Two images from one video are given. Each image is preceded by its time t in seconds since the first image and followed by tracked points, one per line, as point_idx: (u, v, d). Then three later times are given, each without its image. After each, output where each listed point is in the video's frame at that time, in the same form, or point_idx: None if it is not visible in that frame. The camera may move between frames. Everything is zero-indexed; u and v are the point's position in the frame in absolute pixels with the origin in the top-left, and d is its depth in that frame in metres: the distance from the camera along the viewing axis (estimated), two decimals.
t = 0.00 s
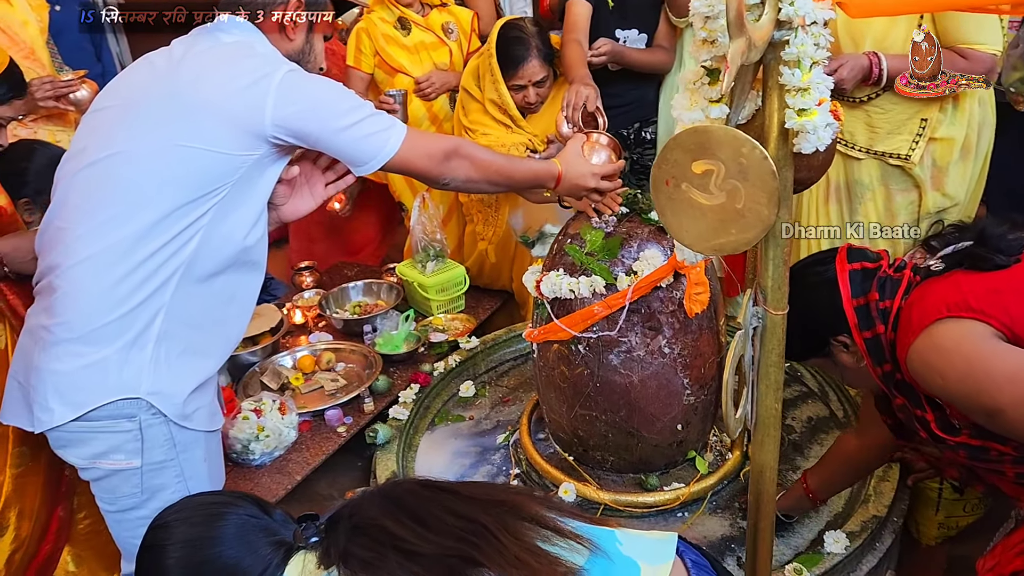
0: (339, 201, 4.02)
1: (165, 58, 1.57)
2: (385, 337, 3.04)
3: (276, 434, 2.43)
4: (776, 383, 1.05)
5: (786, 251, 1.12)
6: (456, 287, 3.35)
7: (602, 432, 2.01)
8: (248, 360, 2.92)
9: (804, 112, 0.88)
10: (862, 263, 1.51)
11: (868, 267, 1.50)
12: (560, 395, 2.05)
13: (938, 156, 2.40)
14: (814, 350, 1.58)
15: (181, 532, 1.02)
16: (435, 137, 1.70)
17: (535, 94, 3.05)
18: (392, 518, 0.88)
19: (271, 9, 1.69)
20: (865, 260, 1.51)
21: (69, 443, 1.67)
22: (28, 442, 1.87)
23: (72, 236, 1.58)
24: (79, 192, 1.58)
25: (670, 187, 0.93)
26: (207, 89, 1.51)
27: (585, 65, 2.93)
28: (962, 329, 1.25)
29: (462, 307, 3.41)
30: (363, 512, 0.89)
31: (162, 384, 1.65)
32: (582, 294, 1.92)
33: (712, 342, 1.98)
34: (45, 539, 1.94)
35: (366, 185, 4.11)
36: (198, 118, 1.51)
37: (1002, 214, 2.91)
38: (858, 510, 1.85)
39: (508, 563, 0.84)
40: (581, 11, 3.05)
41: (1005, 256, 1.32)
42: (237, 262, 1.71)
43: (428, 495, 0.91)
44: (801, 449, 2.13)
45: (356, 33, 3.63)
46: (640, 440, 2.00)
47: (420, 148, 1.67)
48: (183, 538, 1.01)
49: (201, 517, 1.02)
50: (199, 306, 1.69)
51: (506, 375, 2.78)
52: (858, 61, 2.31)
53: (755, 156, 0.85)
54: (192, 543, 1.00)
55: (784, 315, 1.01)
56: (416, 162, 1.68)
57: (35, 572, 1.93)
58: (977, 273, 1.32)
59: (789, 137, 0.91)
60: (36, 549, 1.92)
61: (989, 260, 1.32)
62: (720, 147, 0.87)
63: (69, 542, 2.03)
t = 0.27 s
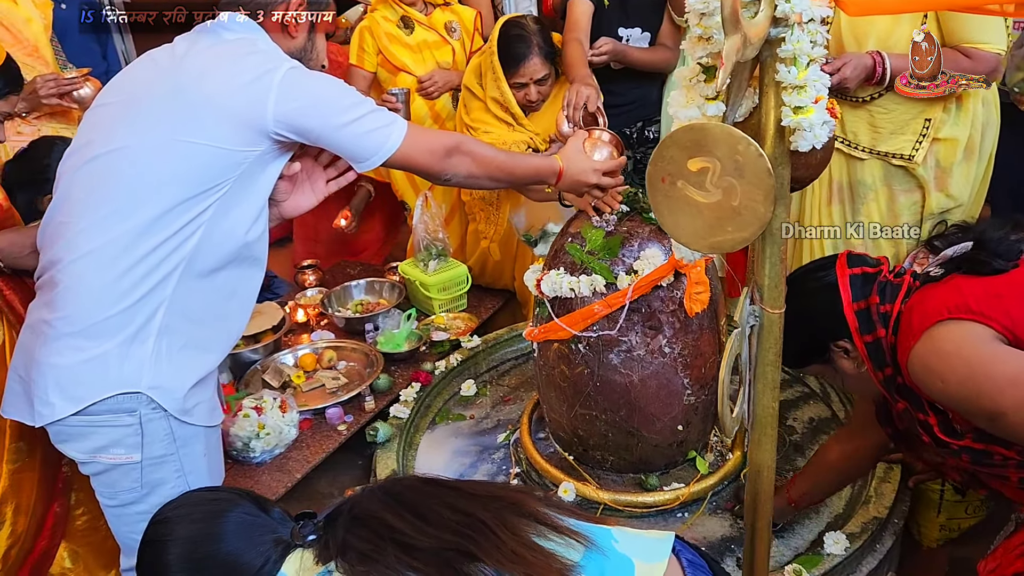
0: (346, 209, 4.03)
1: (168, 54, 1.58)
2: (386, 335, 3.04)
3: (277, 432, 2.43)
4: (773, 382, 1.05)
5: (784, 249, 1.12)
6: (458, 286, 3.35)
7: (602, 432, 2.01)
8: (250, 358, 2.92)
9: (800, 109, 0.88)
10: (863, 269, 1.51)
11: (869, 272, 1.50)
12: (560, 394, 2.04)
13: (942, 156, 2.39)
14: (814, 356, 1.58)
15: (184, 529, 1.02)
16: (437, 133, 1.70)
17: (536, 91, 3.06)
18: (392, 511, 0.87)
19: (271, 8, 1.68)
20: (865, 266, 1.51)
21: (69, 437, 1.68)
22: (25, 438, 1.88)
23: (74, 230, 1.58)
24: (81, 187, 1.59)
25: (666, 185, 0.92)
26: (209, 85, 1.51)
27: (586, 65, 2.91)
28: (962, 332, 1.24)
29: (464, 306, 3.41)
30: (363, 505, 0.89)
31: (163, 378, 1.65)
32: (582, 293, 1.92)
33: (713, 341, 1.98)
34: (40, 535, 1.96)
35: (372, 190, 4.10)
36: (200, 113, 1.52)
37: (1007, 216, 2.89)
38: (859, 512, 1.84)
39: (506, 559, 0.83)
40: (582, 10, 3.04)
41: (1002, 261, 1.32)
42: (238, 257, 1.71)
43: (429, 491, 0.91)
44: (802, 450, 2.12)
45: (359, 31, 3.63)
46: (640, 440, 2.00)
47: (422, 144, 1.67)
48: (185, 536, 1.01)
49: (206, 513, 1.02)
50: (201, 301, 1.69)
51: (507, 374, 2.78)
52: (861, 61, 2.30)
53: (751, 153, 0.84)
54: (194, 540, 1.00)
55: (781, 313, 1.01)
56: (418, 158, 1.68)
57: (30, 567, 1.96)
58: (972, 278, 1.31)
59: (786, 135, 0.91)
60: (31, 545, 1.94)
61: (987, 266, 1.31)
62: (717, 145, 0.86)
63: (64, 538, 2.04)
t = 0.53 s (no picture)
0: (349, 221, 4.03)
1: (167, 54, 1.57)
2: (386, 335, 3.03)
3: (276, 432, 2.43)
4: (769, 384, 1.04)
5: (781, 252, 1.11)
6: (458, 286, 3.34)
7: (600, 433, 2.00)
8: (249, 358, 2.92)
9: (795, 110, 0.87)
10: (860, 275, 1.50)
11: (867, 279, 1.49)
12: (558, 396, 2.04)
13: (943, 157, 2.38)
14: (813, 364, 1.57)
15: (183, 532, 1.00)
16: (436, 131, 1.69)
17: (535, 91, 3.04)
18: (383, 512, 0.87)
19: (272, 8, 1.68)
20: (863, 272, 1.52)
21: (65, 436, 1.67)
22: (20, 437, 1.88)
23: (72, 229, 1.58)
24: (80, 185, 1.58)
25: (660, 185, 0.92)
26: (208, 85, 1.51)
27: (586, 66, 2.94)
28: (958, 336, 1.23)
29: (464, 307, 3.40)
30: (357, 505, 0.89)
31: (159, 378, 1.65)
32: (581, 294, 1.91)
33: (712, 343, 1.97)
34: (36, 534, 1.96)
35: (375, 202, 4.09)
36: (199, 113, 1.51)
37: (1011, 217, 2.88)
38: (858, 514, 1.83)
39: (496, 560, 0.83)
40: (582, 10, 3.06)
41: (999, 267, 1.31)
42: (236, 257, 1.70)
43: (424, 493, 0.90)
44: (802, 452, 2.11)
45: (359, 31, 3.62)
46: (638, 442, 1.99)
47: (421, 142, 1.66)
48: (184, 538, 0.99)
49: (205, 514, 1.01)
50: (198, 300, 1.68)
51: (507, 375, 2.78)
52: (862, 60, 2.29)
53: (745, 154, 0.83)
54: (193, 543, 0.99)
55: (776, 316, 1.00)
56: (417, 157, 1.68)
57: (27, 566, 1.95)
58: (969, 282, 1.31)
59: (780, 135, 0.90)
60: (27, 544, 1.94)
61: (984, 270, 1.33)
62: (710, 146, 0.85)
63: (60, 537, 2.04)
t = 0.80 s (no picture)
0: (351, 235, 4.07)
1: (167, 55, 1.57)
2: (386, 336, 3.03)
3: (274, 433, 2.44)
4: (764, 388, 1.03)
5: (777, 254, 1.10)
6: (458, 287, 3.33)
7: (598, 434, 1.99)
8: (249, 358, 2.92)
9: (789, 112, 0.86)
10: (858, 279, 1.49)
11: (865, 283, 1.48)
12: (557, 397, 2.03)
13: (944, 158, 2.36)
14: (810, 369, 1.55)
15: (173, 534, 1.00)
16: (435, 130, 1.69)
17: (532, 94, 3.04)
18: (369, 518, 0.86)
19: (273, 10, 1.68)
20: (861, 276, 1.51)
21: (61, 436, 1.67)
22: (15, 437, 1.88)
23: (69, 228, 1.57)
24: (77, 185, 1.58)
25: (652, 188, 0.91)
26: (208, 85, 1.50)
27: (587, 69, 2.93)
28: (954, 339, 1.22)
29: (465, 307, 3.39)
30: (342, 509, 0.89)
31: (156, 378, 1.64)
32: (579, 295, 1.90)
33: (711, 344, 1.96)
34: (33, 534, 1.96)
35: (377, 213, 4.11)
36: (198, 114, 1.51)
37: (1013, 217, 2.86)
38: (858, 517, 1.82)
39: (482, 565, 0.83)
40: (582, 11, 3.04)
41: (997, 272, 1.34)
42: (234, 258, 1.70)
43: (411, 496, 0.90)
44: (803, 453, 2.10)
45: (360, 31, 3.62)
46: (637, 444, 1.98)
47: (420, 142, 1.66)
48: (175, 540, 0.99)
49: (195, 515, 1.01)
50: (195, 301, 1.68)
51: (507, 376, 2.77)
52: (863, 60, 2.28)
53: (738, 157, 0.83)
54: (183, 545, 0.98)
55: (771, 319, 0.99)
56: (417, 155, 1.67)
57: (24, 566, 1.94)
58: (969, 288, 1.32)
59: (775, 137, 0.89)
60: (23, 544, 1.93)
61: (981, 276, 1.35)
62: (703, 148, 0.85)
63: (58, 537, 2.05)
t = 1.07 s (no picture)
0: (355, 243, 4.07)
1: (170, 56, 1.57)
2: (387, 336, 3.03)
3: (274, 433, 2.45)
4: (761, 390, 1.03)
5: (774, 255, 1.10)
6: (461, 287, 3.33)
7: (598, 435, 1.99)
8: (250, 358, 2.92)
9: (785, 113, 0.86)
10: (857, 278, 1.48)
11: (864, 281, 1.47)
12: (557, 397, 2.03)
13: (947, 158, 2.35)
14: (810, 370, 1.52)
15: (164, 533, 1.00)
16: (436, 129, 1.68)
17: (528, 96, 3.07)
18: (359, 522, 0.86)
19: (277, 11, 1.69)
20: (859, 275, 1.50)
21: (61, 433, 1.67)
22: (14, 434, 1.89)
23: (70, 227, 1.57)
24: (79, 184, 1.57)
25: (648, 190, 0.90)
26: (211, 86, 1.50)
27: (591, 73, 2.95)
28: (953, 339, 1.22)
29: (467, 306, 3.39)
30: (332, 511, 0.88)
31: (156, 376, 1.64)
32: (579, 296, 1.90)
33: (712, 345, 1.95)
34: (33, 532, 1.97)
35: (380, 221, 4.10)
36: (200, 114, 1.50)
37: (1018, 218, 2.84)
38: (858, 519, 1.82)
39: (471, 569, 0.82)
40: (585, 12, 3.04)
41: (995, 271, 1.32)
42: (235, 258, 1.70)
43: (402, 498, 0.89)
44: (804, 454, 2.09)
45: (363, 30, 3.64)
46: (637, 445, 1.98)
47: (422, 141, 1.65)
48: (167, 540, 1.00)
49: (189, 514, 1.02)
50: (196, 301, 1.67)
51: (508, 376, 2.77)
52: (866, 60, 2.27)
53: (732, 159, 0.82)
54: (175, 545, 0.99)
55: (768, 321, 0.99)
56: (419, 153, 1.66)
57: (25, 563, 1.96)
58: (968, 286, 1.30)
59: (770, 139, 0.89)
60: (23, 541, 1.95)
61: (980, 274, 1.33)
62: (698, 150, 0.84)
63: (58, 535, 2.05)
